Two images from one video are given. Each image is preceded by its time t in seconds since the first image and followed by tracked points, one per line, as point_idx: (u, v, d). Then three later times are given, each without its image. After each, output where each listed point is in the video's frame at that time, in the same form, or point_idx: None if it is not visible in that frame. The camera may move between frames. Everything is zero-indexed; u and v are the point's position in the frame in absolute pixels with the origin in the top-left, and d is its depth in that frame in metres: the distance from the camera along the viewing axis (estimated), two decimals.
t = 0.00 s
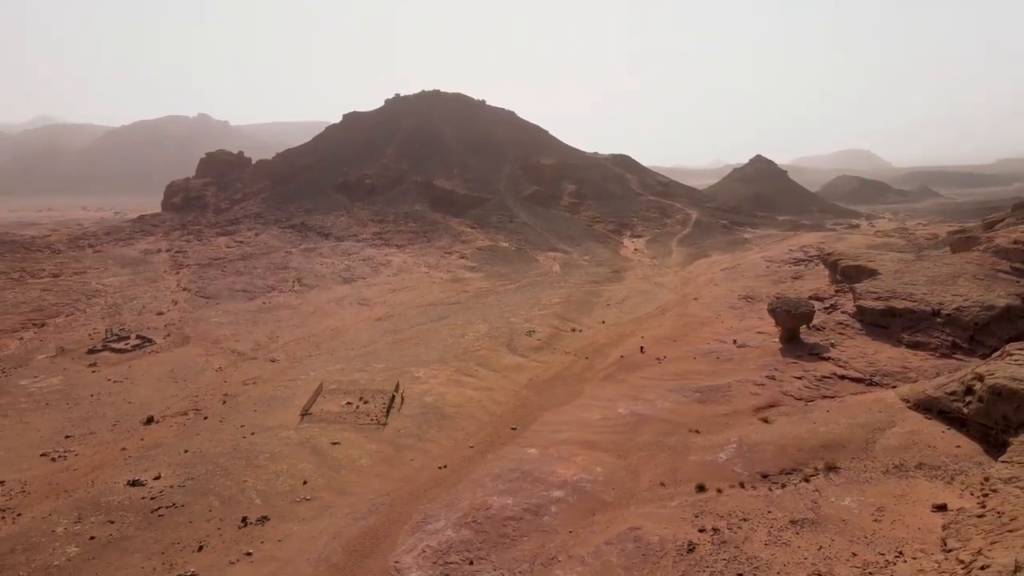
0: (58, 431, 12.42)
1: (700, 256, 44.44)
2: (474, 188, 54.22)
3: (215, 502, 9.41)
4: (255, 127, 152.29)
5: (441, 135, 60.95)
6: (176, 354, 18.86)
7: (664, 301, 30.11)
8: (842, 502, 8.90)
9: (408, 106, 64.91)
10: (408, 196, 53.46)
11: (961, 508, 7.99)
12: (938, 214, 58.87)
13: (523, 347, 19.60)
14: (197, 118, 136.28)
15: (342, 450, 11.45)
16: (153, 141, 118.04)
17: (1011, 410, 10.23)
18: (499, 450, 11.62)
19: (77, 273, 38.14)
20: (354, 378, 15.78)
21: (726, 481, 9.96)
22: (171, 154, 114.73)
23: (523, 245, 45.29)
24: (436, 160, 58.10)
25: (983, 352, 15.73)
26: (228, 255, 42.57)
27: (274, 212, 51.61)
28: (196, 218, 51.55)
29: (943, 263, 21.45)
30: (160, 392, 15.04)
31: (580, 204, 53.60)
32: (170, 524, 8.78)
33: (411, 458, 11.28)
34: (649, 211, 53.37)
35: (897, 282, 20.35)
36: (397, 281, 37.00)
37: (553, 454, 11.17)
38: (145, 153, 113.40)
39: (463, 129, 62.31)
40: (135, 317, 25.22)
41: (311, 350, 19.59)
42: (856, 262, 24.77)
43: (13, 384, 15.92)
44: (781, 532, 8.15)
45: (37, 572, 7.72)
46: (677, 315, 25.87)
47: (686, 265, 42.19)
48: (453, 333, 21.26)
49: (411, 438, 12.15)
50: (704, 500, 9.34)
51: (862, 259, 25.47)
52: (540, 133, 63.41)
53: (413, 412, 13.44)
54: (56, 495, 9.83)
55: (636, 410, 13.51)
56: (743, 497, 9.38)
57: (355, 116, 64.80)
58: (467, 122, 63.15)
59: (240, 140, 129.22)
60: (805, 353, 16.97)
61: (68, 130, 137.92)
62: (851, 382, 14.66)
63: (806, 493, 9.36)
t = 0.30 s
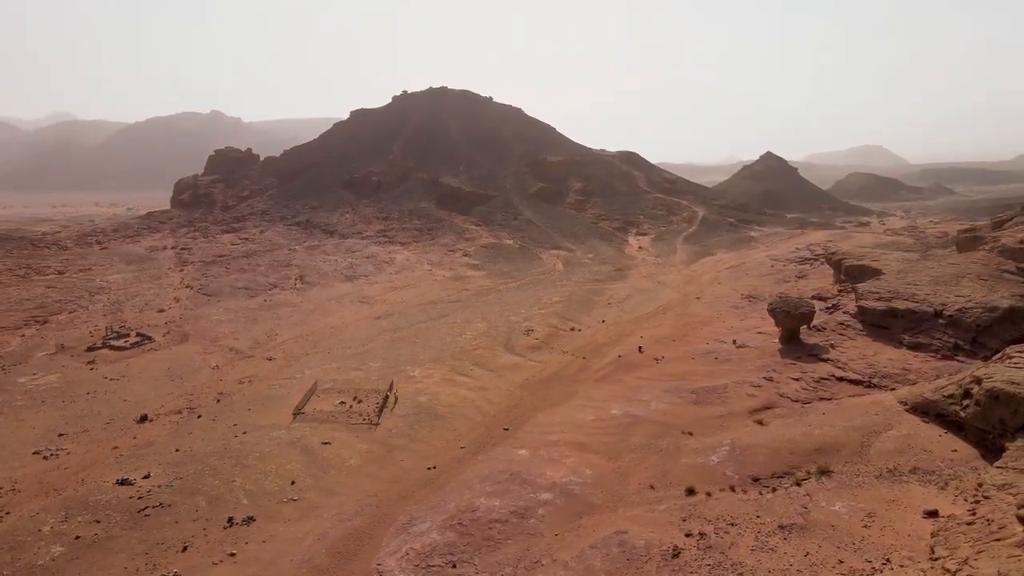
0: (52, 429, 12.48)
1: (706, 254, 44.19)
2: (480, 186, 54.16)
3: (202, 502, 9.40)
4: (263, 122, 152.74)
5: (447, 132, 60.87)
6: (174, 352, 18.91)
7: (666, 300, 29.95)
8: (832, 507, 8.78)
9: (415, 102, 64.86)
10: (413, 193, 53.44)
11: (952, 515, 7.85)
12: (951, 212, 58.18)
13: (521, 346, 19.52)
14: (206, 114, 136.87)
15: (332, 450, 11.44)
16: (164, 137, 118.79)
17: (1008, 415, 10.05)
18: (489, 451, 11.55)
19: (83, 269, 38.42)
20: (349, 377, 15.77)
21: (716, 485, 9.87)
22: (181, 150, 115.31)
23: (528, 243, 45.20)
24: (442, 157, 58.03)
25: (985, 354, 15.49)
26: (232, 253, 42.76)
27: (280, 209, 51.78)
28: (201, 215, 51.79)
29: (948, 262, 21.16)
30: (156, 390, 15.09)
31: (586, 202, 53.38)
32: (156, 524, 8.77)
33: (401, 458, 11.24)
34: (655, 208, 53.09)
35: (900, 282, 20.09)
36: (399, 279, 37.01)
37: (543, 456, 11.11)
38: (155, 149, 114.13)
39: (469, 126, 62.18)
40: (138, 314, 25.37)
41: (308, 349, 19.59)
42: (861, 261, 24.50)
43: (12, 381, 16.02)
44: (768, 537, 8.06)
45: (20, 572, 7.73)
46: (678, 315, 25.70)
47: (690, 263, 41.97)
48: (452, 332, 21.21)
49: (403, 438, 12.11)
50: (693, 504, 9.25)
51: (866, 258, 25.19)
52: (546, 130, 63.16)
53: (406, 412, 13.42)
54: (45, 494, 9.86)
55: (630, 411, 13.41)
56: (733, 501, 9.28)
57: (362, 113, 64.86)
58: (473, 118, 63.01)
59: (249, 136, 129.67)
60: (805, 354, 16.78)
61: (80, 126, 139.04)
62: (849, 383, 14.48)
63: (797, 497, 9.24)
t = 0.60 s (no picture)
0: (46, 428, 12.54)
1: (712, 251, 43.94)
2: (486, 182, 54.01)
3: (189, 502, 9.41)
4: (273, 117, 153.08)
5: (454, 129, 60.72)
6: (173, 350, 19.00)
7: (668, 298, 29.77)
8: (822, 513, 8.67)
9: (422, 99, 64.75)
10: (420, 190, 53.40)
11: (943, 523, 7.72)
12: (964, 210, 57.42)
13: (518, 345, 19.45)
14: (216, 110, 137.39)
15: (323, 450, 11.42)
16: (174, 133, 119.42)
17: (1005, 419, 9.87)
18: (480, 453, 11.50)
19: (88, 266, 38.70)
20: (344, 376, 15.76)
21: (706, 488, 9.76)
22: (191, 146, 115.85)
23: (532, 240, 45.08)
24: (449, 153, 57.91)
25: (987, 357, 15.22)
26: (236, 249, 42.94)
27: (286, 206, 51.94)
28: (207, 212, 52.06)
29: (954, 262, 20.87)
30: (151, 388, 15.14)
31: (593, 199, 53.15)
32: (142, 524, 8.79)
33: (392, 459, 11.20)
34: (662, 205, 52.81)
35: (903, 282, 19.83)
36: (401, 277, 37.01)
37: (534, 457, 11.05)
38: (165, 145, 114.77)
39: (477, 122, 61.97)
40: (141, 311, 25.53)
41: (306, 347, 19.61)
42: (866, 259, 24.24)
43: (11, 378, 16.16)
44: (755, 543, 7.96)
45: (4, 571, 7.76)
46: (679, 314, 25.54)
47: (695, 261, 41.70)
48: (451, 331, 21.17)
49: (394, 438, 12.06)
50: (682, 508, 9.16)
51: (870, 257, 24.89)
52: (553, 126, 62.84)
53: (399, 412, 13.39)
54: (35, 493, 9.90)
55: (624, 412, 13.32)
56: (722, 505, 9.18)
57: (369, 109, 64.85)
58: (481, 114, 62.81)
59: (258, 131, 129.96)
60: (803, 355, 16.60)
61: (92, 122, 140.17)
62: (848, 385, 14.28)
63: (787, 502, 9.13)
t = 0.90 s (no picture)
0: (40, 426, 12.60)
1: (717, 249, 43.64)
2: (491, 179, 53.88)
3: (177, 502, 9.42)
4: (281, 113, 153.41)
5: (460, 124, 60.57)
6: (171, 348, 19.10)
7: (670, 297, 29.59)
8: (811, 518, 8.56)
9: (429, 95, 64.64)
10: (425, 186, 53.34)
11: (932, 530, 7.60)
12: (978, 207, 56.67)
13: (516, 344, 19.38)
14: (225, 106, 137.83)
15: (313, 450, 11.40)
16: (184, 128, 119.99)
17: (1001, 424, 9.68)
18: (470, 454, 11.45)
19: (94, 262, 38.97)
20: (339, 375, 15.74)
21: (695, 493, 9.66)
22: (202, 142, 116.43)
23: (536, 238, 44.95)
24: (455, 149, 57.79)
25: (989, 359, 14.94)
26: (241, 246, 43.12)
27: (293, 202, 52.09)
28: (213, 208, 52.31)
29: (960, 262, 20.57)
30: (147, 386, 15.20)
31: (599, 195, 52.88)
32: (128, 525, 8.79)
33: (381, 459, 11.17)
34: (669, 202, 52.50)
35: (907, 283, 19.57)
36: (404, 274, 37.02)
37: (523, 459, 10.99)
38: (175, 141, 115.36)
39: (483, 118, 61.75)
40: (142, 308, 25.67)
41: (304, 346, 19.63)
42: (871, 258, 23.95)
43: (9, 375, 16.27)
44: (741, 549, 7.88)
45: None
46: (680, 313, 25.37)
47: (700, 259, 41.48)
48: (449, 330, 21.10)
49: (385, 438, 12.03)
50: (670, 512, 9.06)
51: (874, 257, 24.60)
52: (560, 122, 62.52)
53: (391, 412, 13.37)
54: (25, 491, 9.95)
55: (618, 413, 13.23)
56: (711, 510, 9.07)
57: (376, 105, 64.83)
58: (488, 110, 62.56)
59: (266, 126, 130.25)
60: (802, 356, 16.41)
61: (103, 117, 141.21)
62: (846, 387, 14.10)
63: (777, 507, 9.02)
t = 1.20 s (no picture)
0: (35, 423, 12.69)
1: (723, 246, 43.31)
2: (498, 175, 53.71)
3: (164, 502, 9.44)
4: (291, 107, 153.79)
5: (467, 120, 60.38)
6: (170, 345, 19.21)
7: (672, 295, 29.41)
8: (799, 524, 8.46)
9: (436, 90, 64.49)
10: (431, 182, 53.28)
11: (921, 539, 7.47)
12: (992, 203, 55.81)
13: (513, 343, 19.32)
14: (235, 100, 138.28)
15: (304, 450, 11.38)
16: (195, 123, 120.69)
17: (997, 430, 9.51)
18: (460, 455, 11.40)
19: (100, 258, 39.31)
20: (334, 374, 15.75)
21: (685, 497, 9.56)
22: (212, 137, 116.99)
23: (541, 234, 44.83)
24: (461, 145, 57.61)
25: (991, 361, 14.63)
26: (246, 242, 43.30)
27: (299, 198, 52.25)
28: (220, 204, 52.61)
29: (967, 261, 20.22)
30: (144, 384, 15.28)
31: (606, 191, 52.57)
32: (114, 525, 8.81)
33: (371, 460, 11.14)
34: (676, 199, 52.15)
35: (910, 282, 19.24)
36: (407, 271, 37.04)
37: (513, 461, 10.93)
38: (185, 135, 116.04)
39: (491, 113, 61.48)
40: (145, 304, 25.86)
41: (302, 343, 19.67)
42: (876, 257, 23.62)
43: (9, 371, 16.41)
44: (726, 556, 7.79)
45: None
46: (682, 312, 25.19)
47: (705, 256, 41.21)
48: (447, 329, 21.08)
49: (376, 439, 12.00)
50: (657, 517, 8.98)
51: (880, 255, 24.28)
52: (567, 118, 62.16)
53: (384, 412, 13.34)
54: (15, 489, 10.00)
55: (611, 415, 13.14)
56: (699, 515, 8.98)
57: (384, 101, 64.78)
58: (495, 106, 62.26)
59: (276, 119, 130.44)
60: (801, 357, 16.23)
61: (116, 111, 142.31)
62: (843, 390, 13.92)
63: (765, 512, 8.91)
